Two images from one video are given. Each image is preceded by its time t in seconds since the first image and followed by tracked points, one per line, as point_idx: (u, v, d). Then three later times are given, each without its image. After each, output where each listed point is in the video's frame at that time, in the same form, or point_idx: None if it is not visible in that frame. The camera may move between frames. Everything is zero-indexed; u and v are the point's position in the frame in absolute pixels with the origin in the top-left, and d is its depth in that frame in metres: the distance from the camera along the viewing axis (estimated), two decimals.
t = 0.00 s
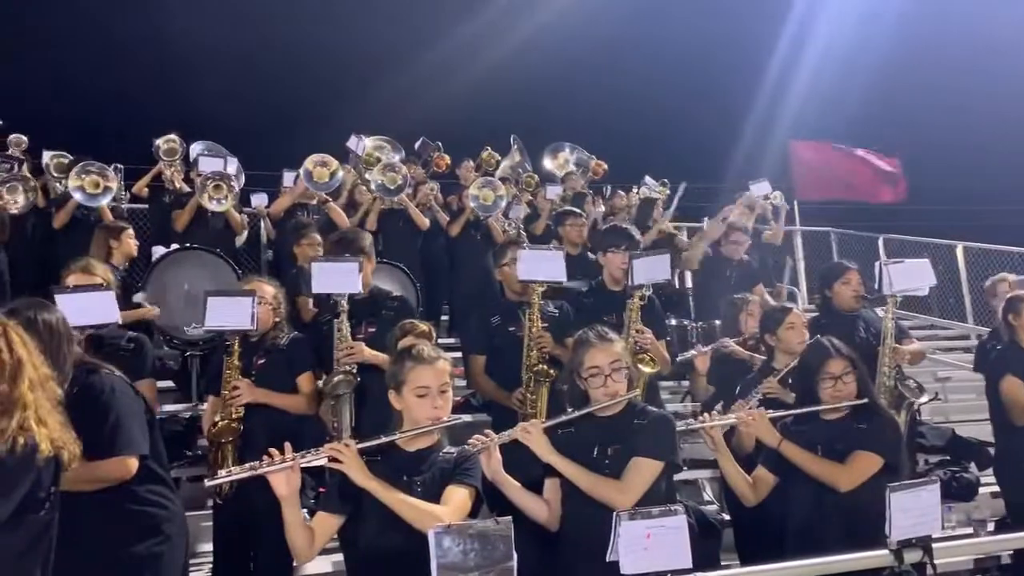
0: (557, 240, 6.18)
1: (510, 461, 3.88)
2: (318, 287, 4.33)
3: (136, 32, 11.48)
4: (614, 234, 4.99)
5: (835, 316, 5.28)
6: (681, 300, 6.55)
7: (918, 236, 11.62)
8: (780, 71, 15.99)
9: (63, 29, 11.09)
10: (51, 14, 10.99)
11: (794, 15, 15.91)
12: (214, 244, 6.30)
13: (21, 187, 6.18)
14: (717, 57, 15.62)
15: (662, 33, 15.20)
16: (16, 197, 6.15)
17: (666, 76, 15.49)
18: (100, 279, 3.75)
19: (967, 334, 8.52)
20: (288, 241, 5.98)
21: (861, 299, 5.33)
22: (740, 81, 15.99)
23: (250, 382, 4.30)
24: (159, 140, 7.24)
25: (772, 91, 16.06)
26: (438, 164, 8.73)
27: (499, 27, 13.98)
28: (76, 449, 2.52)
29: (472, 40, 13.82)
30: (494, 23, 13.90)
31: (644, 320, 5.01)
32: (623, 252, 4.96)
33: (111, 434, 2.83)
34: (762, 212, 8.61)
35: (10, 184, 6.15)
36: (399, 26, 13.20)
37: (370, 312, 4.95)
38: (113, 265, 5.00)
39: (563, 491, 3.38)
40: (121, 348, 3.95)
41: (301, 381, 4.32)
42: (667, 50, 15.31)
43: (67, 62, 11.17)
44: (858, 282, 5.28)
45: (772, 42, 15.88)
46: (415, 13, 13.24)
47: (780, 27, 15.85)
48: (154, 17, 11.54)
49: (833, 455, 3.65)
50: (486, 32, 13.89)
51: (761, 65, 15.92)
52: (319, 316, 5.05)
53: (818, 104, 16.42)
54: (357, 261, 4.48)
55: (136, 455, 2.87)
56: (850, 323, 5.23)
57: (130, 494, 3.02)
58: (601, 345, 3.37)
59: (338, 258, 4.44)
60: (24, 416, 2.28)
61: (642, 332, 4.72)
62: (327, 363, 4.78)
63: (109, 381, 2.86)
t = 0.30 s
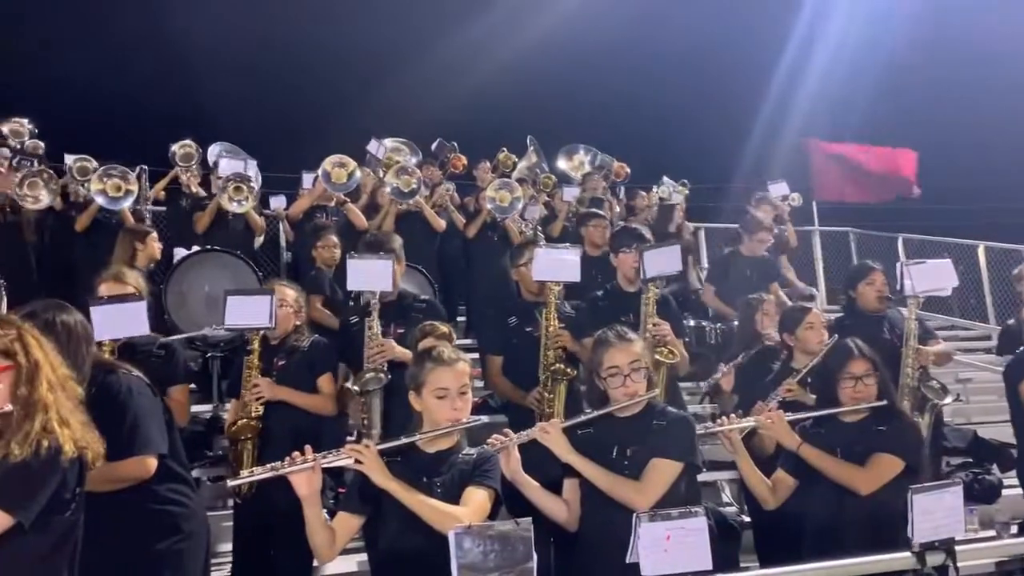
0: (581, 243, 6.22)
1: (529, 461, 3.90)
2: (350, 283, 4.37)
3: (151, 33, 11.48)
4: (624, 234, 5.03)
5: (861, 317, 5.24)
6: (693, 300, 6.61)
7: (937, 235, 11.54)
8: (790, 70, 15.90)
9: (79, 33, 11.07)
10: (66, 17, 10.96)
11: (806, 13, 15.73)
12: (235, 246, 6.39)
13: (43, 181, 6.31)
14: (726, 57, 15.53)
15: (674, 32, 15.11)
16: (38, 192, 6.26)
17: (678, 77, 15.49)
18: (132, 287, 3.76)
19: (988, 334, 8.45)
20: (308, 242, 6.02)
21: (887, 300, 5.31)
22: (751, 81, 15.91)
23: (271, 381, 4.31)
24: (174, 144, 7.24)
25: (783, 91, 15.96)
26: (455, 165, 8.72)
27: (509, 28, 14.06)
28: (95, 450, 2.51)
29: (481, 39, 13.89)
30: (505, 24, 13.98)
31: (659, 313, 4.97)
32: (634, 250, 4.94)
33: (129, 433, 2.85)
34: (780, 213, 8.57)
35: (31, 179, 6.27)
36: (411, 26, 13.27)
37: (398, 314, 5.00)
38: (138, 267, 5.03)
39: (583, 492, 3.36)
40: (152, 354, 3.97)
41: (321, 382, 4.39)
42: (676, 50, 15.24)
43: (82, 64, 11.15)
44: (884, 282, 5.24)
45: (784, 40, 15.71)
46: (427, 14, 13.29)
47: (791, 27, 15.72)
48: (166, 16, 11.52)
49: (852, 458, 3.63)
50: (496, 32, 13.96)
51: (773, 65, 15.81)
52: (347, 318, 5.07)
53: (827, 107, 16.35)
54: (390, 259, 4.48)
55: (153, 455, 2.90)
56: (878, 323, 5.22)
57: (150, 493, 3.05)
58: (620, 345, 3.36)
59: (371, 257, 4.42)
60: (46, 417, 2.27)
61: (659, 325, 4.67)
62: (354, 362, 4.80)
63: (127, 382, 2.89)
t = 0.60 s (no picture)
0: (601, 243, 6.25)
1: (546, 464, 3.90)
2: (366, 287, 4.35)
3: (161, 32, 11.48)
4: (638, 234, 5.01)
5: (883, 317, 5.25)
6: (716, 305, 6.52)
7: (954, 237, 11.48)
8: (803, 70, 15.86)
9: (89, 32, 11.04)
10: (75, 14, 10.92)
11: (818, 14, 15.79)
12: (253, 248, 6.45)
13: (59, 168, 6.19)
14: (740, 57, 15.44)
15: (686, 32, 15.09)
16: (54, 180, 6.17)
17: (692, 76, 15.46)
18: (144, 285, 3.82)
19: (1008, 335, 8.36)
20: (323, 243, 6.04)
21: (908, 301, 5.28)
22: (766, 81, 15.80)
23: (285, 383, 4.33)
24: (185, 141, 7.19)
25: (795, 91, 15.94)
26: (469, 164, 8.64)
27: (522, 28, 14.07)
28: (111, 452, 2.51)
29: (492, 40, 13.91)
30: (517, 24, 13.99)
31: (674, 314, 4.92)
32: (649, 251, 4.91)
33: (144, 435, 2.87)
34: (798, 213, 8.53)
35: (46, 167, 6.17)
36: (423, 27, 13.34)
37: (418, 316, 5.00)
38: (154, 270, 5.04)
39: (599, 496, 3.35)
40: (164, 352, 4.00)
41: (337, 385, 4.38)
42: (690, 52, 15.25)
43: (91, 62, 11.12)
44: (906, 283, 5.22)
45: (797, 40, 15.70)
46: (438, 14, 13.33)
47: (804, 28, 15.72)
48: (176, 15, 11.52)
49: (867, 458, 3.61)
50: (509, 32, 13.96)
51: (788, 64, 15.70)
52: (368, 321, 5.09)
53: (840, 108, 16.50)
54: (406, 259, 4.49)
55: (168, 457, 2.91)
56: (904, 322, 5.20)
57: (163, 496, 3.05)
58: (636, 348, 3.35)
59: (389, 259, 4.43)
60: (61, 419, 2.27)
61: (675, 323, 4.60)
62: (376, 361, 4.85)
63: (142, 384, 2.89)
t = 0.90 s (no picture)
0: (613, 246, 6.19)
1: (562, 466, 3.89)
2: (368, 293, 4.37)
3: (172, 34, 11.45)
4: (658, 237, 5.00)
5: (905, 319, 5.22)
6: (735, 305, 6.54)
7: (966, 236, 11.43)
8: (818, 68, 15.94)
9: (99, 34, 10.97)
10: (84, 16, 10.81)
11: (835, 12, 15.67)
12: (267, 251, 6.45)
13: (85, 164, 6.33)
14: (756, 56, 15.35)
15: (701, 32, 14.99)
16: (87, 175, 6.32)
17: (707, 75, 15.43)
18: (152, 287, 3.82)
19: None
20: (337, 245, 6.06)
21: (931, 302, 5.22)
22: (782, 79, 15.71)
23: (300, 386, 4.33)
24: (194, 147, 7.31)
25: (810, 90, 15.98)
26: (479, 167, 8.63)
27: (535, 28, 14.01)
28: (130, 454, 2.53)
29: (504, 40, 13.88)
30: (530, 23, 13.91)
31: (692, 317, 4.90)
32: (667, 253, 4.91)
33: (162, 437, 2.89)
34: (815, 215, 8.48)
35: (72, 165, 6.31)
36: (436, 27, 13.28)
37: (429, 317, 4.97)
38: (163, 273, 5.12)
39: (615, 498, 3.34)
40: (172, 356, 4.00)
41: (350, 387, 4.37)
42: (706, 52, 15.21)
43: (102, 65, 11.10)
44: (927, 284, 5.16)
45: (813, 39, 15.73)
46: (451, 14, 13.20)
47: (819, 27, 15.68)
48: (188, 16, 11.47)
49: (886, 464, 3.57)
50: (523, 31, 13.87)
51: (802, 64, 15.75)
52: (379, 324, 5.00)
53: (855, 106, 16.58)
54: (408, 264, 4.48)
55: (186, 458, 2.93)
56: (926, 324, 5.14)
57: (179, 498, 3.07)
58: (652, 350, 3.33)
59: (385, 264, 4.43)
60: (79, 423, 2.29)
61: (692, 328, 4.56)
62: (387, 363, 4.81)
63: (160, 387, 2.92)
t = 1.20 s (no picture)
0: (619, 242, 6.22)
1: (578, 468, 3.88)
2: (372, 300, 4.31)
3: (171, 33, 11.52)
4: (675, 239, 4.98)
5: (920, 320, 5.15)
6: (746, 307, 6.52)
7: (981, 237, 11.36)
8: (825, 68, 15.83)
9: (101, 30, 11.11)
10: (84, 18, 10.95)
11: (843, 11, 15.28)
12: (282, 253, 6.47)
13: (113, 169, 6.49)
14: (763, 57, 15.20)
15: (709, 38, 14.80)
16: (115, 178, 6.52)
17: (715, 74, 15.35)
18: (176, 286, 3.87)
19: None
20: (353, 247, 6.08)
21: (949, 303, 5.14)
22: (790, 79, 15.67)
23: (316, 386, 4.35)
24: (212, 149, 7.37)
25: (818, 89, 15.92)
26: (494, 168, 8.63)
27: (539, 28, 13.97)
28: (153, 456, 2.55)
29: (512, 41, 13.95)
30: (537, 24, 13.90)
31: (708, 319, 4.88)
32: (685, 254, 4.89)
33: (186, 436, 2.91)
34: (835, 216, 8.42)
35: (101, 170, 6.46)
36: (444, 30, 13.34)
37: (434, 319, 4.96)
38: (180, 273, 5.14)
39: (631, 499, 3.34)
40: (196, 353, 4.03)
41: (366, 386, 4.41)
42: (718, 55, 15.13)
43: (111, 67, 11.33)
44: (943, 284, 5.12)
45: (821, 41, 15.53)
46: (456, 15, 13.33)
47: (827, 25, 15.37)
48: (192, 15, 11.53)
49: (903, 464, 3.55)
50: (530, 31, 13.86)
51: (809, 63, 15.61)
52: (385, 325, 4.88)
53: (862, 106, 16.47)
54: (410, 271, 4.44)
55: (209, 455, 2.96)
56: (937, 324, 5.09)
57: (201, 496, 3.09)
58: (668, 352, 3.31)
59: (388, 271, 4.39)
60: (103, 421, 2.32)
61: (709, 331, 4.58)
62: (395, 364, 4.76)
63: (186, 385, 2.94)
